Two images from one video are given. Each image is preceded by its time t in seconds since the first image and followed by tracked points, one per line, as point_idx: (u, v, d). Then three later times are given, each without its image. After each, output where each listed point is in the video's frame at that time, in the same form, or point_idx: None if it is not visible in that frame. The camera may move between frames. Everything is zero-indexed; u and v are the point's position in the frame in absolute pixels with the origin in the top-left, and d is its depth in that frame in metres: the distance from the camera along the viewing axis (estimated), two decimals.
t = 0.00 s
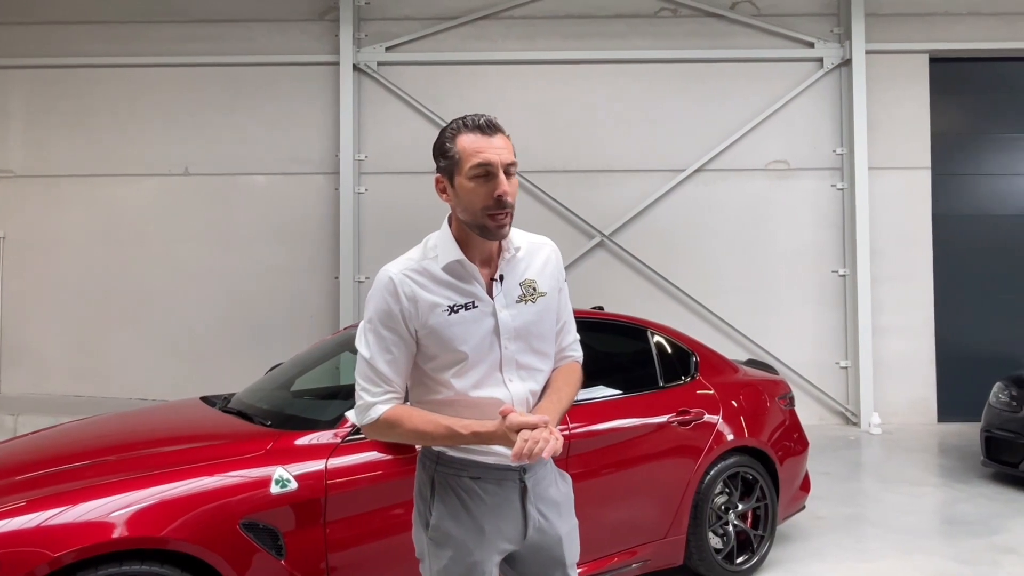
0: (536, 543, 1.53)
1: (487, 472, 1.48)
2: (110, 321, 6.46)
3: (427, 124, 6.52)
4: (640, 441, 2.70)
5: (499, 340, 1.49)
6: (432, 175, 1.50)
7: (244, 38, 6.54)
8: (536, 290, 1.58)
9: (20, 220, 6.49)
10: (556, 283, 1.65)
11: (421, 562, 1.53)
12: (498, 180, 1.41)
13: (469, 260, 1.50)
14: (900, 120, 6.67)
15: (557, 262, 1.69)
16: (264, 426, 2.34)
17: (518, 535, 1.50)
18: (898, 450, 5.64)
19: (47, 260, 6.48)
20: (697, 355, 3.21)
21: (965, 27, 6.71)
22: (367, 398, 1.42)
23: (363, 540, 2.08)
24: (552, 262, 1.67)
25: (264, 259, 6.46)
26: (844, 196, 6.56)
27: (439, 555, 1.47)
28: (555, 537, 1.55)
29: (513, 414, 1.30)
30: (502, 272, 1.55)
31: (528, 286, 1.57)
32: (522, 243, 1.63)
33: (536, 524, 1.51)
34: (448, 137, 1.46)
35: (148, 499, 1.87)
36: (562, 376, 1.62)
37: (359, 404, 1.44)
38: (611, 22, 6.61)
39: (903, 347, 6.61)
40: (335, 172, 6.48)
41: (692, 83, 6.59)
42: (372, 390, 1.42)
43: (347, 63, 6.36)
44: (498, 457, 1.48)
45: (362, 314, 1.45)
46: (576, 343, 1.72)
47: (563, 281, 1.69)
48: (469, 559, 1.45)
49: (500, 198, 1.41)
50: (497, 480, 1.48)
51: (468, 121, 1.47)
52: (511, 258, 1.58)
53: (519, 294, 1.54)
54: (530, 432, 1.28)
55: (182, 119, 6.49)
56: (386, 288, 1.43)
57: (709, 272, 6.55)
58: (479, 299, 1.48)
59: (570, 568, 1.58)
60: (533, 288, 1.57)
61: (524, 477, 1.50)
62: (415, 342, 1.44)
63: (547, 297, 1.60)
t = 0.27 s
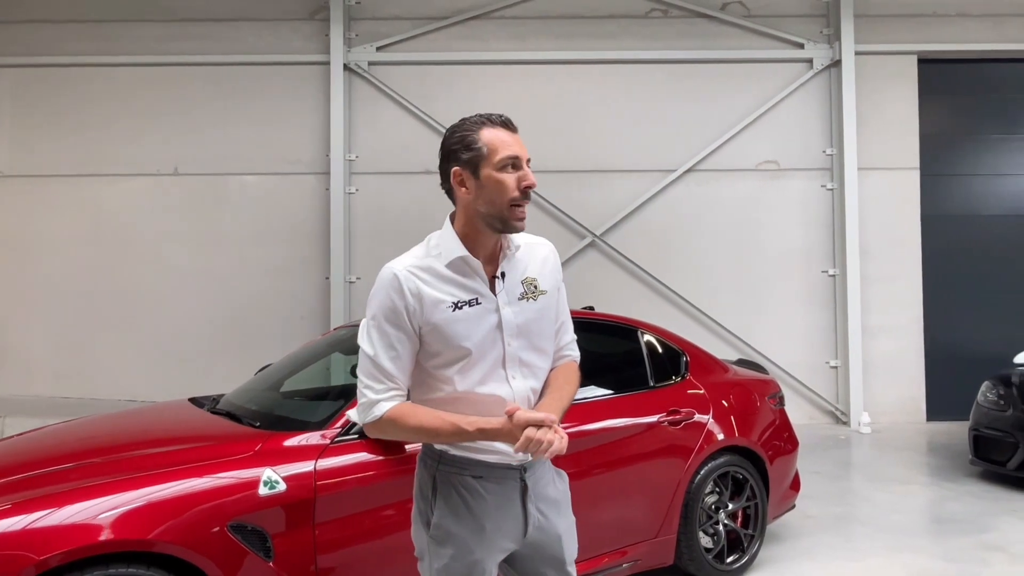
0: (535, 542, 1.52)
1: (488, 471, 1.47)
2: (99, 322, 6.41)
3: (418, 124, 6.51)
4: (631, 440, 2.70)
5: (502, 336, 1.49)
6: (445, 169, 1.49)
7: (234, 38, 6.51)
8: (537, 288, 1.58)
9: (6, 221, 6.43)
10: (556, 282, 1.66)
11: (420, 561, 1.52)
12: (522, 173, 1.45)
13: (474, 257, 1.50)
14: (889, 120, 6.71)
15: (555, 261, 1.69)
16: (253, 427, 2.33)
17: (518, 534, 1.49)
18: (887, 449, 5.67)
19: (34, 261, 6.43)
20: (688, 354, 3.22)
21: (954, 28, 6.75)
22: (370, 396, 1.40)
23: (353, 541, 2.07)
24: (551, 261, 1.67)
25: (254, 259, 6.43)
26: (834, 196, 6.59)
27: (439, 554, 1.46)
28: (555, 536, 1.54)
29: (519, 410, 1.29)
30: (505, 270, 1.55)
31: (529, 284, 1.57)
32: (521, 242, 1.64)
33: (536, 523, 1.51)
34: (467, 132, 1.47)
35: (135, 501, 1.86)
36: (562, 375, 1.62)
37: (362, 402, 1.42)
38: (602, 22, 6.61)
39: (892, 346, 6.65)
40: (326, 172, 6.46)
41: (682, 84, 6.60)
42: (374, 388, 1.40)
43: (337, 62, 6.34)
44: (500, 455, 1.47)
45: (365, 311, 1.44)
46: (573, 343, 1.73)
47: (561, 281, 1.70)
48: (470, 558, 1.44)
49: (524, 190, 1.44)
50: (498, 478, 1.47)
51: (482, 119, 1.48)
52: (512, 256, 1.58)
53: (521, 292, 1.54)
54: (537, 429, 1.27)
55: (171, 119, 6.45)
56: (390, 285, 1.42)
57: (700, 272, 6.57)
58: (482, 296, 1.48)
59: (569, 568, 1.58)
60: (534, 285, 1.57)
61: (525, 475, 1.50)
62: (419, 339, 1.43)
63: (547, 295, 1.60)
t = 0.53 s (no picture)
0: (545, 539, 1.52)
1: (505, 466, 1.47)
2: (82, 323, 6.35)
3: (405, 124, 6.49)
4: (618, 440, 2.70)
5: (517, 331, 1.48)
6: (462, 168, 1.51)
7: (219, 36, 6.47)
8: (546, 287, 1.59)
9: None
10: (560, 284, 1.67)
11: (430, 558, 1.48)
12: (538, 172, 1.49)
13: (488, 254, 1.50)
14: (875, 121, 6.76)
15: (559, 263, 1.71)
16: (238, 429, 2.31)
17: (532, 531, 1.49)
18: (872, 447, 5.72)
19: (16, 261, 6.36)
20: (675, 354, 3.22)
21: (938, 30, 6.82)
22: (391, 390, 1.36)
23: (340, 543, 2.05)
24: (555, 264, 1.69)
25: (240, 259, 6.39)
26: (820, 197, 6.64)
27: (455, 550, 1.42)
28: (564, 533, 1.55)
29: (546, 398, 1.33)
30: (515, 269, 1.55)
31: (539, 283, 1.58)
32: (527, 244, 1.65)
33: (548, 519, 1.51)
34: (485, 132, 1.50)
35: (117, 503, 1.84)
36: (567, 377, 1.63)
37: (381, 397, 1.38)
38: (590, 23, 6.62)
39: (877, 345, 6.70)
40: (313, 171, 6.43)
41: (670, 84, 6.63)
42: (396, 381, 1.37)
43: (324, 61, 6.31)
44: (517, 450, 1.47)
45: (383, 306, 1.41)
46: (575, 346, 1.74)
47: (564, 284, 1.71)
48: (487, 554, 1.42)
49: (540, 189, 1.48)
50: (513, 474, 1.47)
51: (499, 122, 1.52)
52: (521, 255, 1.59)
53: (532, 290, 1.55)
54: (565, 415, 1.32)
55: (156, 118, 6.40)
56: (409, 279, 1.40)
57: (687, 272, 6.59)
58: (497, 291, 1.47)
59: (576, 565, 1.59)
60: (544, 284, 1.58)
61: (538, 471, 1.50)
62: (437, 334, 1.41)
63: (555, 295, 1.61)
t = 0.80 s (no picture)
0: (566, 531, 1.55)
1: (534, 462, 1.48)
2: (60, 324, 6.27)
3: (389, 124, 6.47)
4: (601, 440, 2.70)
5: (538, 329, 1.52)
6: (480, 173, 1.55)
7: (201, 35, 6.41)
8: (556, 289, 1.63)
9: None
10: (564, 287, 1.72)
11: (460, 556, 1.46)
12: (553, 178, 1.53)
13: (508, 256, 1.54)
14: (856, 123, 6.83)
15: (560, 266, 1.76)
16: (217, 431, 2.28)
17: (557, 525, 1.52)
18: (853, 447, 5.77)
19: None
20: (658, 354, 3.23)
21: (917, 34, 6.90)
22: (429, 387, 1.36)
23: (323, 546, 2.04)
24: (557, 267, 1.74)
25: (221, 259, 6.33)
26: (802, 198, 6.69)
27: (490, 547, 1.41)
28: (582, 524, 1.58)
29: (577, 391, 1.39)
30: (530, 270, 1.59)
31: (551, 284, 1.62)
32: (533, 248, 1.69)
33: (569, 511, 1.54)
34: (503, 139, 1.54)
35: (94, 507, 1.81)
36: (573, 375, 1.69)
37: (418, 396, 1.37)
38: (574, 24, 6.63)
39: (859, 345, 6.76)
40: (296, 171, 6.39)
41: (654, 85, 6.65)
42: (433, 379, 1.36)
43: (307, 61, 6.27)
44: (543, 445, 1.49)
45: (414, 306, 1.41)
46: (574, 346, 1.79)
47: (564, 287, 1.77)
48: (522, 548, 1.42)
49: (554, 193, 1.52)
50: (540, 468, 1.49)
51: (514, 130, 1.56)
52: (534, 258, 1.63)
53: (547, 290, 1.59)
54: (595, 410, 1.39)
55: (135, 117, 6.33)
56: (440, 279, 1.41)
57: (671, 272, 6.61)
58: (519, 291, 1.51)
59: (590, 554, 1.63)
60: (555, 285, 1.62)
61: (560, 465, 1.53)
62: (468, 332, 1.42)
63: (564, 296, 1.66)
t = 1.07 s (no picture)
0: (571, 512, 1.63)
1: (549, 449, 1.54)
2: (31, 325, 6.15)
3: (369, 124, 6.44)
4: (581, 441, 2.70)
5: (547, 326, 1.59)
6: (492, 175, 1.59)
7: (177, 32, 6.33)
8: (553, 289, 1.71)
9: None
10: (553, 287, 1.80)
11: (499, 549, 1.46)
12: (563, 182, 1.58)
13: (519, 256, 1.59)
14: (833, 125, 6.90)
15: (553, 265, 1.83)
16: (192, 433, 2.25)
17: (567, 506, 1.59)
18: (830, 445, 5.83)
19: None
20: (637, 354, 3.25)
21: (892, 38, 7.00)
22: (462, 382, 1.37)
23: (301, 549, 2.01)
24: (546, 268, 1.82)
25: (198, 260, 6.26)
26: (779, 199, 6.75)
27: (531, 532, 1.45)
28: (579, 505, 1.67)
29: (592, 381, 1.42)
30: (535, 269, 1.65)
31: (550, 284, 1.69)
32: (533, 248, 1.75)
33: (573, 493, 1.62)
34: (516, 143, 1.58)
35: (65, 511, 1.76)
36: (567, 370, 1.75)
37: (450, 391, 1.37)
38: (554, 25, 6.64)
39: (835, 345, 6.83)
40: (274, 171, 6.34)
41: (634, 87, 6.68)
42: (466, 373, 1.37)
43: (286, 59, 6.22)
44: (555, 433, 1.55)
45: (443, 303, 1.41)
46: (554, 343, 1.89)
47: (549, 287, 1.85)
48: (557, 529, 1.48)
49: (564, 197, 1.58)
50: (552, 453, 1.55)
51: (526, 134, 1.61)
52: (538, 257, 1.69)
53: (548, 289, 1.66)
54: (609, 400, 1.42)
55: (109, 115, 6.24)
56: (469, 276, 1.43)
57: (651, 272, 6.64)
58: (531, 290, 1.56)
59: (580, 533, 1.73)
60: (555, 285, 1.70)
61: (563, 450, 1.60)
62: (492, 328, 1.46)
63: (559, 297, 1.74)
